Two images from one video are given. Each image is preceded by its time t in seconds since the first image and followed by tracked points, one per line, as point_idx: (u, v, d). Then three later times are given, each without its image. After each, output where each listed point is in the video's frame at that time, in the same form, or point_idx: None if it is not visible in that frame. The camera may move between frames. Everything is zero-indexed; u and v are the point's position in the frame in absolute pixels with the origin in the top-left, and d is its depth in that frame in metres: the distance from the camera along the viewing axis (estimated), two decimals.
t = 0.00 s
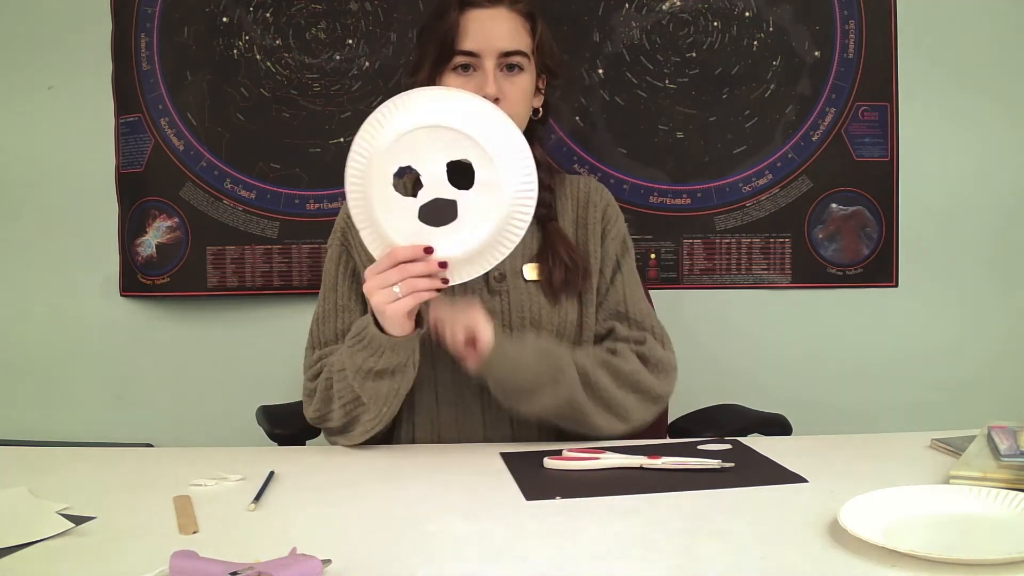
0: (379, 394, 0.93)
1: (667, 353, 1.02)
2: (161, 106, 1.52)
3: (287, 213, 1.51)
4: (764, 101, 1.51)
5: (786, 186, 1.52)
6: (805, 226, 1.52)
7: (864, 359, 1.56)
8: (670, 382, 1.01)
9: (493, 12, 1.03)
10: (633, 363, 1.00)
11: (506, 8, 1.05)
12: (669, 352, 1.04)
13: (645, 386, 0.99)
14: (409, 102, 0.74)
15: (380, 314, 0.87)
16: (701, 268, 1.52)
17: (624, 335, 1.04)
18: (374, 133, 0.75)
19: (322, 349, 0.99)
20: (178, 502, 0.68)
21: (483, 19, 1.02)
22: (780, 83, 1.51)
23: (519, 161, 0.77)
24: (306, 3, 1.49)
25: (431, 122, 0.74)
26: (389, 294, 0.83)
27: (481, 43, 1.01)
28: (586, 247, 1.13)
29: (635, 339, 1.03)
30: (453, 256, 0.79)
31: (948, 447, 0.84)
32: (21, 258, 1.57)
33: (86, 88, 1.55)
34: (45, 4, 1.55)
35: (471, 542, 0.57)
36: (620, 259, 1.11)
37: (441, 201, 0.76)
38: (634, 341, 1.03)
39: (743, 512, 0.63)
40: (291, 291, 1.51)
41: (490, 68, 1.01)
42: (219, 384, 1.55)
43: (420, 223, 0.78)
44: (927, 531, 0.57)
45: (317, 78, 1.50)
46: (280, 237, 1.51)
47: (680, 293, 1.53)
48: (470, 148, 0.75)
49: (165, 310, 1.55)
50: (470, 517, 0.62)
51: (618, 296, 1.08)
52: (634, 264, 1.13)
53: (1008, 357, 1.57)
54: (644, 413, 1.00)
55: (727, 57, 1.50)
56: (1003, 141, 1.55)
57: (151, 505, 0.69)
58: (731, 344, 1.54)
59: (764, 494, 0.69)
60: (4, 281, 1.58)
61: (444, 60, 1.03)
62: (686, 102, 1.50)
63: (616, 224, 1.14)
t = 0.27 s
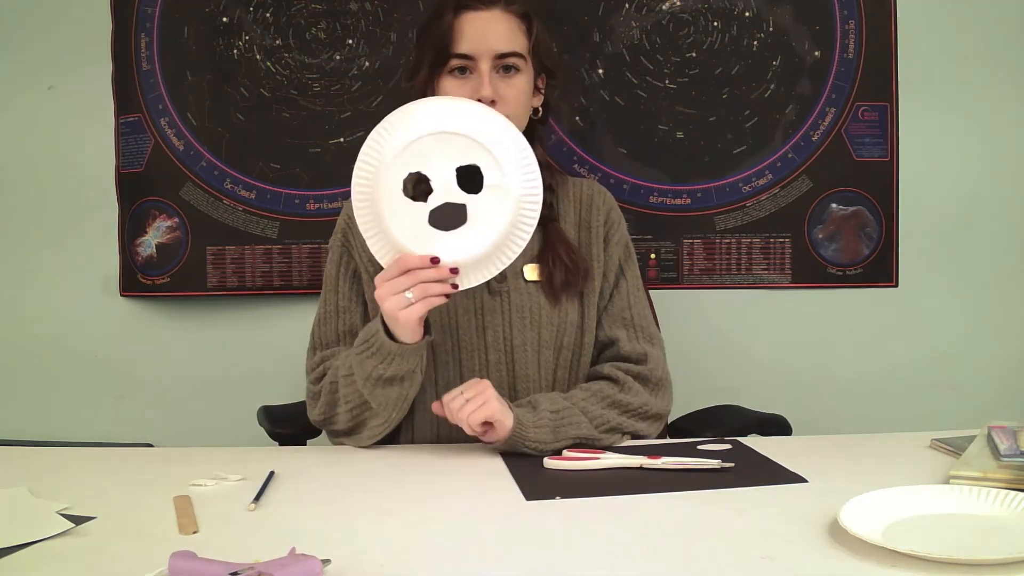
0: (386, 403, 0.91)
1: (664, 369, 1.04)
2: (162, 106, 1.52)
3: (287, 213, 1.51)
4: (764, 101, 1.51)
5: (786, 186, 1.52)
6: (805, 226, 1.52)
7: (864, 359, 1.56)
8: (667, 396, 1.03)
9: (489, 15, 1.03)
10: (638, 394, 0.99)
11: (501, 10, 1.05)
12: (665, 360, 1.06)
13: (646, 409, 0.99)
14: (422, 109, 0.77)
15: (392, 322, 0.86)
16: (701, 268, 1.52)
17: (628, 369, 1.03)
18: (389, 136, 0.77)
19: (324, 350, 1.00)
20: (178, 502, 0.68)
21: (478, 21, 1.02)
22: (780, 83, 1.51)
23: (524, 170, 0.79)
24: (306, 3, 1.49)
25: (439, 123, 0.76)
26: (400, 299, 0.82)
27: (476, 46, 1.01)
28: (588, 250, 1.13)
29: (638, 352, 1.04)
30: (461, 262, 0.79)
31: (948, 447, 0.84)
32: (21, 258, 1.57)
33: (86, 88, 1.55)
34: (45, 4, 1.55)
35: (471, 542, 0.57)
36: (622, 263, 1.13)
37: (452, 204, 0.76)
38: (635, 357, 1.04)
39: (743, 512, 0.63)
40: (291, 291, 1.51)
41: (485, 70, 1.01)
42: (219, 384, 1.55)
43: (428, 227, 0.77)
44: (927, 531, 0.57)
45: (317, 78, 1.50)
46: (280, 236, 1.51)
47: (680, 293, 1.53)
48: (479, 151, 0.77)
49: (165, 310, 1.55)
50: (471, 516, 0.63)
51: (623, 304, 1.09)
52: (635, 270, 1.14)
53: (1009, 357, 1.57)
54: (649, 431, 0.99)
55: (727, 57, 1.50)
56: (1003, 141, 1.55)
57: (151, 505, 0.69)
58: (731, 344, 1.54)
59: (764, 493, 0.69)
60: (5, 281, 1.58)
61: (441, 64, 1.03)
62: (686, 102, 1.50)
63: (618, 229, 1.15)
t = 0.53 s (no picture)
0: (415, 319, 0.92)
1: (664, 370, 1.04)
2: (162, 106, 1.52)
3: (287, 213, 1.51)
4: (764, 101, 1.51)
5: (786, 186, 1.52)
6: (805, 226, 1.52)
7: (864, 359, 1.56)
8: (666, 397, 1.03)
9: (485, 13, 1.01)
10: (638, 394, 0.99)
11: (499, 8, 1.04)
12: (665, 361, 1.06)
13: (647, 410, 0.99)
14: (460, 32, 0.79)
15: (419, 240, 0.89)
16: (701, 268, 1.52)
17: (628, 370, 1.03)
18: (427, 56, 0.79)
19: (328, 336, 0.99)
20: (179, 502, 0.68)
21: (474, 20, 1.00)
22: (780, 83, 1.51)
23: (553, 94, 0.82)
24: (306, 3, 1.49)
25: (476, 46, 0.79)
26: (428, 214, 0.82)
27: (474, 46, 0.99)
28: (589, 250, 1.13)
29: (637, 353, 1.04)
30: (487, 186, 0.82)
31: (948, 447, 0.84)
32: (20, 258, 1.57)
33: (86, 88, 1.55)
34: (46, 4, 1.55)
35: (472, 542, 0.57)
36: (623, 263, 1.13)
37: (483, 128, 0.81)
38: (634, 358, 1.04)
39: (743, 512, 0.63)
40: (291, 291, 1.51)
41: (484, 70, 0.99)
42: (219, 384, 1.55)
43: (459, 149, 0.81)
44: (927, 531, 0.57)
45: (317, 78, 1.50)
46: (280, 237, 1.51)
47: (681, 293, 1.53)
48: (515, 82, 0.80)
49: (165, 310, 1.55)
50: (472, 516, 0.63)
51: (623, 304, 1.09)
52: (636, 271, 1.14)
53: (1009, 357, 1.57)
54: (649, 432, 0.99)
55: (727, 57, 1.50)
56: (1003, 141, 1.55)
57: (151, 505, 0.69)
58: (731, 344, 1.54)
59: (764, 493, 0.69)
60: (5, 281, 1.58)
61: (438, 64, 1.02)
62: (686, 102, 1.50)
63: (618, 229, 1.15)
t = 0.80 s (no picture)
0: (433, 277, 0.97)
1: (665, 372, 1.04)
2: (162, 106, 1.52)
3: (287, 213, 1.51)
4: (764, 101, 1.51)
5: (786, 186, 1.52)
6: (805, 226, 1.52)
7: (864, 359, 1.56)
8: (667, 399, 1.04)
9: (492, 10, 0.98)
10: (639, 394, 0.99)
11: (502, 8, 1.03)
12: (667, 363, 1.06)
13: (648, 411, 0.99)
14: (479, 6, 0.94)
15: (434, 200, 0.98)
16: (701, 268, 1.52)
17: (629, 370, 1.03)
18: (451, 23, 0.94)
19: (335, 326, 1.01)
20: (178, 502, 0.68)
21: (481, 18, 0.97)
22: (780, 83, 1.51)
23: (558, 68, 0.97)
24: (305, 3, 1.49)
25: (495, 23, 0.95)
26: (446, 177, 0.96)
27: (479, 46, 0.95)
28: (591, 250, 1.13)
29: (639, 353, 1.05)
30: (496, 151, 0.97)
31: (948, 447, 0.84)
32: (20, 258, 1.57)
33: (86, 88, 1.55)
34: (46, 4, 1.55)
35: (471, 542, 0.57)
36: (625, 264, 1.13)
37: (495, 94, 0.95)
38: (635, 360, 1.04)
39: (742, 512, 0.63)
40: (291, 291, 1.51)
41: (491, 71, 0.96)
42: (219, 384, 1.55)
43: (474, 114, 0.96)
44: (926, 531, 0.57)
45: (317, 78, 1.50)
46: (280, 237, 1.51)
47: (681, 293, 1.53)
48: (524, 56, 0.96)
49: (165, 310, 1.55)
50: (471, 516, 0.63)
51: (625, 305, 1.09)
52: (639, 273, 1.13)
53: (1009, 357, 1.57)
54: (650, 433, 0.99)
55: (727, 57, 1.50)
56: (1003, 141, 1.55)
57: (151, 505, 0.69)
58: (731, 344, 1.54)
59: (764, 493, 0.69)
60: (5, 281, 1.57)
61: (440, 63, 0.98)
62: (686, 102, 1.50)
63: (621, 230, 1.15)
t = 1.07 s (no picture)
0: (434, 275, 0.97)
1: (665, 373, 1.04)
2: (162, 106, 1.52)
3: (287, 213, 1.51)
4: (764, 101, 1.51)
5: (786, 186, 1.52)
6: (805, 226, 1.52)
7: (864, 359, 1.56)
8: (667, 400, 1.04)
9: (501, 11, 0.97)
10: (639, 395, 0.99)
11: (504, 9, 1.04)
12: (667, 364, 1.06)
13: (648, 412, 0.99)
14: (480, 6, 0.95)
15: (434, 199, 0.98)
16: (701, 268, 1.52)
17: (629, 370, 1.03)
18: (451, 23, 0.94)
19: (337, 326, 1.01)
20: (178, 502, 0.68)
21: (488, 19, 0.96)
22: (780, 83, 1.51)
23: (560, 66, 0.97)
24: (305, 3, 1.49)
25: (496, 23, 0.95)
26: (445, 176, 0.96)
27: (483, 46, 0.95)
28: (593, 251, 1.13)
29: (640, 354, 1.04)
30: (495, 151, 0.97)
31: (948, 447, 0.84)
32: (20, 258, 1.57)
33: (86, 88, 1.55)
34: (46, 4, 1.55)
35: (471, 542, 0.57)
36: (626, 265, 1.13)
37: (495, 93, 0.95)
38: (636, 361, 1.04)
39: (742, 512, 0.63)
40: (291, 291, 1.51)
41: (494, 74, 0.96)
42: (219, 384, 1.55)
43: (474, 114, 0.96)
44: (926, 531, 0.57)
45: (317, 78, 1.50)
46: (280, 237, 1.51)
47: (681, 293, 1.53)
48: (526, 55, 0.96)
49: (165, 310, 1.55)
50: (471, 516, 0.63)
51: (626, 305, 1.09)
52: (640, 274, 1.13)
53: (1009, 357, 1.57)
54: (649, 433, 0.99)
55: (727, 57, 1.50)
56: (1003, 141, 1.55)
57: (151, 505, 0.69)
58: (731, 344, 1.54)
59: (763, 493, 0.69)
60: (4, 281, 1.57)
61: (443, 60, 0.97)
62: (686, 102, 1.50)
63: (622, 230, 1.15)
